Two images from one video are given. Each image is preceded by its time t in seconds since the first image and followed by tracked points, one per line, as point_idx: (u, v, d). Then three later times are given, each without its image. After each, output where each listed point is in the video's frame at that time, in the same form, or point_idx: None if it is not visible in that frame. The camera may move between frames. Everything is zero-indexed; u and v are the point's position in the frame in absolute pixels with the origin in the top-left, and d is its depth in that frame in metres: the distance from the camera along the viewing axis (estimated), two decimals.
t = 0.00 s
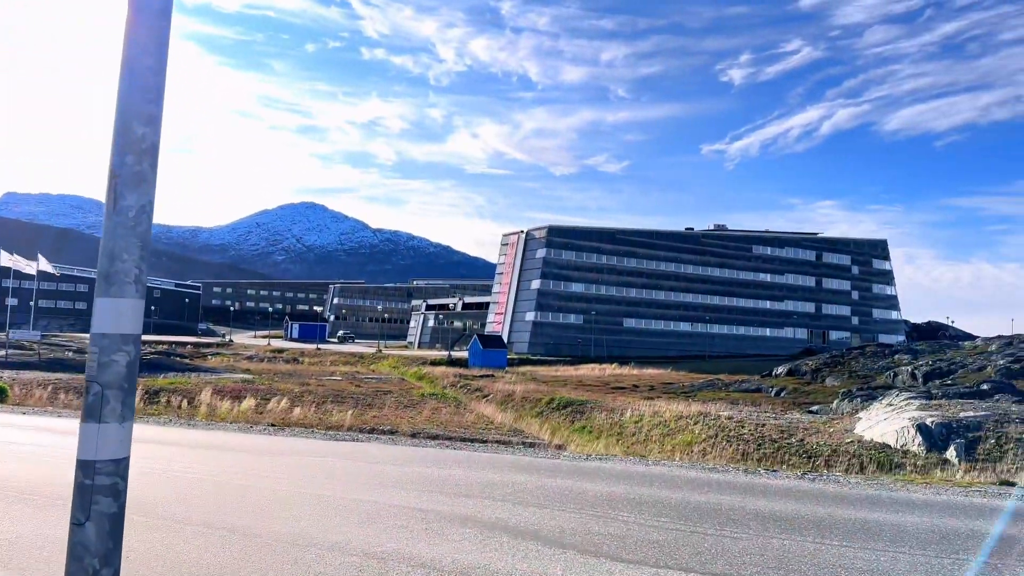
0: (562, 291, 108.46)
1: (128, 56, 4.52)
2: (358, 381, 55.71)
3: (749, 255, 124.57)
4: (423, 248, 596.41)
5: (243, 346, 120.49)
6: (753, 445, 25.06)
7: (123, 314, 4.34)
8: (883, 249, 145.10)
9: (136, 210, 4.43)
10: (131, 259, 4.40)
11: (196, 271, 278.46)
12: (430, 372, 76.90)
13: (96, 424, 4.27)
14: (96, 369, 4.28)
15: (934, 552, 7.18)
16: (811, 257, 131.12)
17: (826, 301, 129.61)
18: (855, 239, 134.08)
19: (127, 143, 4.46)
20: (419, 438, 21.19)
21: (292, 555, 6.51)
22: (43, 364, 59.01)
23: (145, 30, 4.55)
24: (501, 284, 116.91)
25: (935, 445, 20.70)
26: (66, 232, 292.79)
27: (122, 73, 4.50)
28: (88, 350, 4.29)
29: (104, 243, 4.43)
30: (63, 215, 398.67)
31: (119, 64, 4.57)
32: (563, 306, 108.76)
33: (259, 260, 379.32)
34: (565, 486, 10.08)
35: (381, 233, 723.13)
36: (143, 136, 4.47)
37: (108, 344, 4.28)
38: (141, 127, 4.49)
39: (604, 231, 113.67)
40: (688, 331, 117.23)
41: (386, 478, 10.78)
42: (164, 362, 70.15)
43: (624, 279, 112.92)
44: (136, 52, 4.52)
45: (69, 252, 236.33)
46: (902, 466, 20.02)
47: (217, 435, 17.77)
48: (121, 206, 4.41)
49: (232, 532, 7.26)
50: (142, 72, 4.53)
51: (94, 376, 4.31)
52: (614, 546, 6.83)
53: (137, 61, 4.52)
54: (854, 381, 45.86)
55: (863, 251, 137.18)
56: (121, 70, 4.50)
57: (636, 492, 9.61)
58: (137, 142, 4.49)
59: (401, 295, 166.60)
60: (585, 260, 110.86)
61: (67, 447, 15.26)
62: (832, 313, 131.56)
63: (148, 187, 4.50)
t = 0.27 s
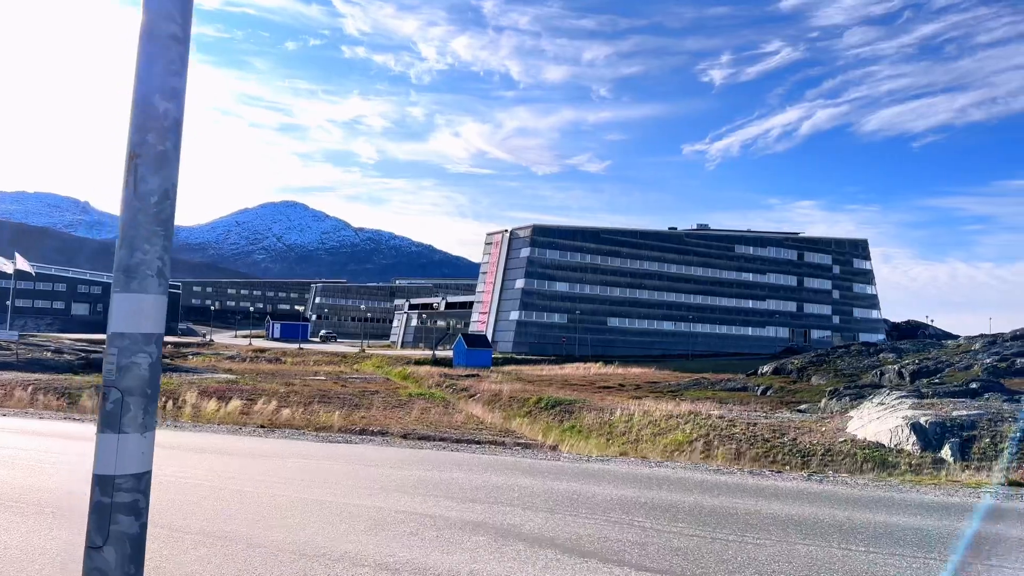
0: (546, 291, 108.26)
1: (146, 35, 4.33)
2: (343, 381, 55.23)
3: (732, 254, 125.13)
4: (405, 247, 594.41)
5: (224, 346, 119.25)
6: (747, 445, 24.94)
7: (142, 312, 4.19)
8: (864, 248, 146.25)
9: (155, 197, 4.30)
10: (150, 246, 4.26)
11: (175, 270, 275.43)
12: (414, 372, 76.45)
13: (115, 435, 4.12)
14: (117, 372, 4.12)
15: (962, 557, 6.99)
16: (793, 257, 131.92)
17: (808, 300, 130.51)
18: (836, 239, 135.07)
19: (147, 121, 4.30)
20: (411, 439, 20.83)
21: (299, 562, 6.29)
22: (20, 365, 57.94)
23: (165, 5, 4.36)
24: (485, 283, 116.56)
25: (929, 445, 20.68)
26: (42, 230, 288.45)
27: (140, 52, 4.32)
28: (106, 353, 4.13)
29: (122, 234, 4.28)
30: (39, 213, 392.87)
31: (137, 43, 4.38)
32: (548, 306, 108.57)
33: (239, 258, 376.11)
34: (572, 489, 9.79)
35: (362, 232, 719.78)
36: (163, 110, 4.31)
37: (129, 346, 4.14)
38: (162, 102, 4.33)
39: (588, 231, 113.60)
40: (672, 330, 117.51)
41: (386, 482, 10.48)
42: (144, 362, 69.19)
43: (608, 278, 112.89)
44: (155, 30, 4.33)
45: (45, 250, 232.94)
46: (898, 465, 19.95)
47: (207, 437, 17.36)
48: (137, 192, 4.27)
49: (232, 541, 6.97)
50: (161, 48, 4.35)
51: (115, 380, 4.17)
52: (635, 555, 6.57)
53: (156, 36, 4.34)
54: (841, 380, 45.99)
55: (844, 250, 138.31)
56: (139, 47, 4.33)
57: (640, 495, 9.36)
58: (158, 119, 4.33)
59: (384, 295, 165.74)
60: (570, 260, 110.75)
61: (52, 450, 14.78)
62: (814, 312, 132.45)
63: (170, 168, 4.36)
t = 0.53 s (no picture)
0: (541, 289, 107.98)
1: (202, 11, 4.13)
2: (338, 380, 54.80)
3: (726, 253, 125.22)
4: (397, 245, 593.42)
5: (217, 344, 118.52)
6: (751, 444, 24.75)
7: (202, 302, 3.96)
8: (857, 247, 146.64)
9: (215, 176, 4.07)
10: (210, 230, 4.03)
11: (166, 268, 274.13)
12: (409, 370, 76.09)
13: (173, 441, 3.88)
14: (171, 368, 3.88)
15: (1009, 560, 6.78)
16: (786, 255, 132.15)
17: (801, 298, 130.78)
18: (829, 238, 135.36)
19: (205, 94, 4.08)
20: (415, 438, 20.57)
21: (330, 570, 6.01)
22: (10, 363, 57.25)
23: None
24: (479, 281, 116.22)
25: (936, 443, 20.57)
26: (31, 228, 286.62)
27: (198, 26, 4.11)
28: (164, 351, 3.91)
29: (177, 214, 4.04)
30: (28, 211, 390.27)
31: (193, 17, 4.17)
32: (542, 304, 108.28)
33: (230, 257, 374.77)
34: (591, 490, 9.53)
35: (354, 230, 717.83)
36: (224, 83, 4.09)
37: (185, 339, 3.91)
38: (222, 73, 4.11)
39: (583, 229, 113.40)
40: (666, 328, 117.45)
41: (402, 484, 10.19)
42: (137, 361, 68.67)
43: (603, 276, 112.67)
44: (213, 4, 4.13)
45: (34, 248, 231.14)
46: (906, 464, 19.80)
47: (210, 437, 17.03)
48: (195, 168, 4.04)
49: (254, 548, 6.66)
50: (219, 23, 4.14)
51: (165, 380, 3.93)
52: (672, 562, 6.31)
53: (214, 9, 4.13)
54: (838, 378, 45.96)
55: (837, 249, 138.70)
56: (196, 21, 4.12)
57: (661, 497, 9.10)
58: (216, 93, 4.12)
59: (377, 293, 165.21)
60: (564, 258, 110.53)
61: (52, 451, 14.42)
62: (807, 310, 132.72)
63: (230, 143, 4.14)
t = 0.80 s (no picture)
0: (540, 289, 107.65)
1: None
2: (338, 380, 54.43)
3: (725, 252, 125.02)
4: (394, 245, 592.86)
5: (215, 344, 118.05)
6: (760, 446, 24.48)
7: (275, 300, 3.73)
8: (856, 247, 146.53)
9: (286, 161, 3.83)
10: (282, 219, 3.80)
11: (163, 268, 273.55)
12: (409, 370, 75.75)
13: (244, 457, 3.65)
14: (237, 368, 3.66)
15: None
16: (786, 255, 132.00)
17: (800, 298, 130.72)
18: (828, 238, 135.23)
19: (276, 66, 3.85)
20: (422, 439, 20.27)
21: None
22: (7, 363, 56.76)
23: None
24: (478, 281, 115.89)
25: (950, 445, 20.34)
26: (27, 228, 285.74)
27: None
28: (233, 356, 3.67)
29: (242, 203, 3.80)
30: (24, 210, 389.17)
31: None
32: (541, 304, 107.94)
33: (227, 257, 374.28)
34: (615, 496, 9.22)
35: (351, 230, 717.14)
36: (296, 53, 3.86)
37: (256, 338, 3.67)
38: (293, 44, 3.87)
39: (582, 229, 113.12)
40: (665, 328, 117.24)
41: (420, 488, 9.86)
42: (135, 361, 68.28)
43: (602, 276, 112.32)
44: None
45: (31, 247, 230.23)
46: (919, 465, 19.53)
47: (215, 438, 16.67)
48: (265, 153, 3.80)
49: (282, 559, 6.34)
50: None
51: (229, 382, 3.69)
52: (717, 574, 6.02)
53: None
54: (842, 379, 45.75)
55: (836, 249, 138.71)
56: None
57: (687, 502, 8.83)
58: (287, 65, 3.87)
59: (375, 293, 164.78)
60: (564, 258, 110.20)
61: (54, 454, 14.04)
62: (806, 310, 132.62)
63: (302, 124, 3.90)
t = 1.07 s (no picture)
0: (544, 288, 107.29)
1: None
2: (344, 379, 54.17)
3: (729, 252, 124.60)
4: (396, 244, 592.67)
5: (218, 343, 118.02)
6: (775, 447, 24.14)
7: (371, 300, 3.73)
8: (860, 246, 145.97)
9: (383, 132, 3.82)
10: (380, 202, 3.80)
11: (165, 267, 273.48)
12: (414, 369, 75.62)
13: (339, 482, 3.68)
14: (327, 379, 3.68)
15: None
16: (789, 254, 131.62)
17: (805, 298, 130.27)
18: (833, 237, 134.78)
19: (371, 37, 3.83)
20: (434, 440, 20.02)
21: None
22: (11, 362, 56.64)
23: None
24: (481, 280, 115.56)
25: (972, 448, 20.05)
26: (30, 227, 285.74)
27: None
28: (327, 367, 3.69)
29: (334, 182, 3.82)
30: (27, 210, 389.82)
31: None
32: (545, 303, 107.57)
33: (230, 256, 374.18)
34: (649, 503, 8.82)
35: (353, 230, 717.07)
36: (392, 17, 3.83)
37: (349, 338, 3.68)
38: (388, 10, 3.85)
39: (586, 228, 112.73)
40: (669, 328, 116.85)
41: (443, 493, 9.51)
42: (138, 360, 68.04)
43: (606, 275, 111.91)
44: None
45: (33, 246, 230.53)
46: (940, 467, 19.19)
47: (225, 440, 16.36)
48: (360, 121, 3.80)
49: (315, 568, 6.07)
50: None
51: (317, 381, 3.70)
52: None
53: None
54: (852, 379, 45.44)
55: (840, 248, 138.28)
56: None
57: (722, 509, 8.51)
58: (382, 34, 3.84)
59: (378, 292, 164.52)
60: (567, 257, 109.81)
61: (62, 452, 13.74)
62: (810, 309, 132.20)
63: (397, 94, 3.87)
